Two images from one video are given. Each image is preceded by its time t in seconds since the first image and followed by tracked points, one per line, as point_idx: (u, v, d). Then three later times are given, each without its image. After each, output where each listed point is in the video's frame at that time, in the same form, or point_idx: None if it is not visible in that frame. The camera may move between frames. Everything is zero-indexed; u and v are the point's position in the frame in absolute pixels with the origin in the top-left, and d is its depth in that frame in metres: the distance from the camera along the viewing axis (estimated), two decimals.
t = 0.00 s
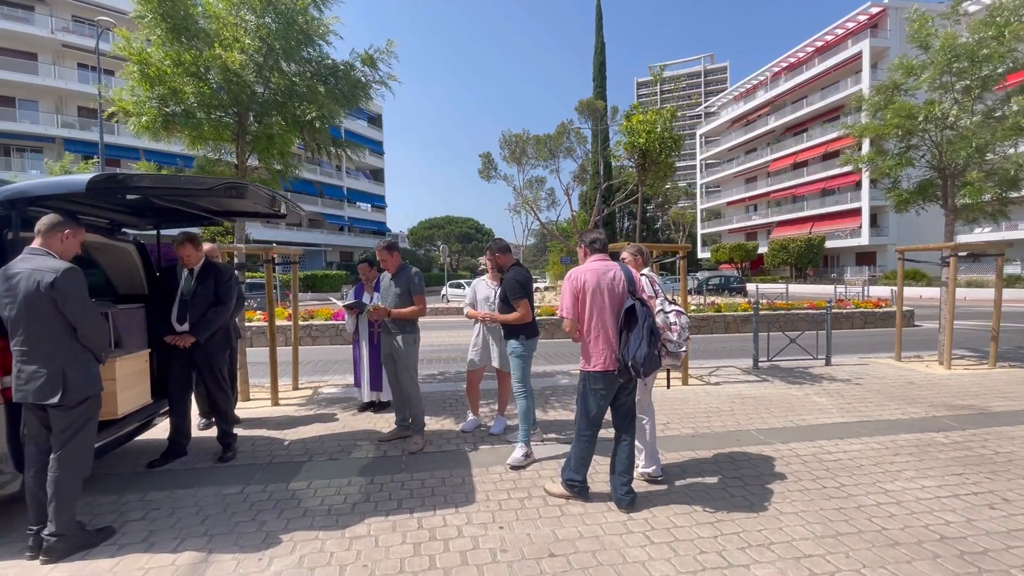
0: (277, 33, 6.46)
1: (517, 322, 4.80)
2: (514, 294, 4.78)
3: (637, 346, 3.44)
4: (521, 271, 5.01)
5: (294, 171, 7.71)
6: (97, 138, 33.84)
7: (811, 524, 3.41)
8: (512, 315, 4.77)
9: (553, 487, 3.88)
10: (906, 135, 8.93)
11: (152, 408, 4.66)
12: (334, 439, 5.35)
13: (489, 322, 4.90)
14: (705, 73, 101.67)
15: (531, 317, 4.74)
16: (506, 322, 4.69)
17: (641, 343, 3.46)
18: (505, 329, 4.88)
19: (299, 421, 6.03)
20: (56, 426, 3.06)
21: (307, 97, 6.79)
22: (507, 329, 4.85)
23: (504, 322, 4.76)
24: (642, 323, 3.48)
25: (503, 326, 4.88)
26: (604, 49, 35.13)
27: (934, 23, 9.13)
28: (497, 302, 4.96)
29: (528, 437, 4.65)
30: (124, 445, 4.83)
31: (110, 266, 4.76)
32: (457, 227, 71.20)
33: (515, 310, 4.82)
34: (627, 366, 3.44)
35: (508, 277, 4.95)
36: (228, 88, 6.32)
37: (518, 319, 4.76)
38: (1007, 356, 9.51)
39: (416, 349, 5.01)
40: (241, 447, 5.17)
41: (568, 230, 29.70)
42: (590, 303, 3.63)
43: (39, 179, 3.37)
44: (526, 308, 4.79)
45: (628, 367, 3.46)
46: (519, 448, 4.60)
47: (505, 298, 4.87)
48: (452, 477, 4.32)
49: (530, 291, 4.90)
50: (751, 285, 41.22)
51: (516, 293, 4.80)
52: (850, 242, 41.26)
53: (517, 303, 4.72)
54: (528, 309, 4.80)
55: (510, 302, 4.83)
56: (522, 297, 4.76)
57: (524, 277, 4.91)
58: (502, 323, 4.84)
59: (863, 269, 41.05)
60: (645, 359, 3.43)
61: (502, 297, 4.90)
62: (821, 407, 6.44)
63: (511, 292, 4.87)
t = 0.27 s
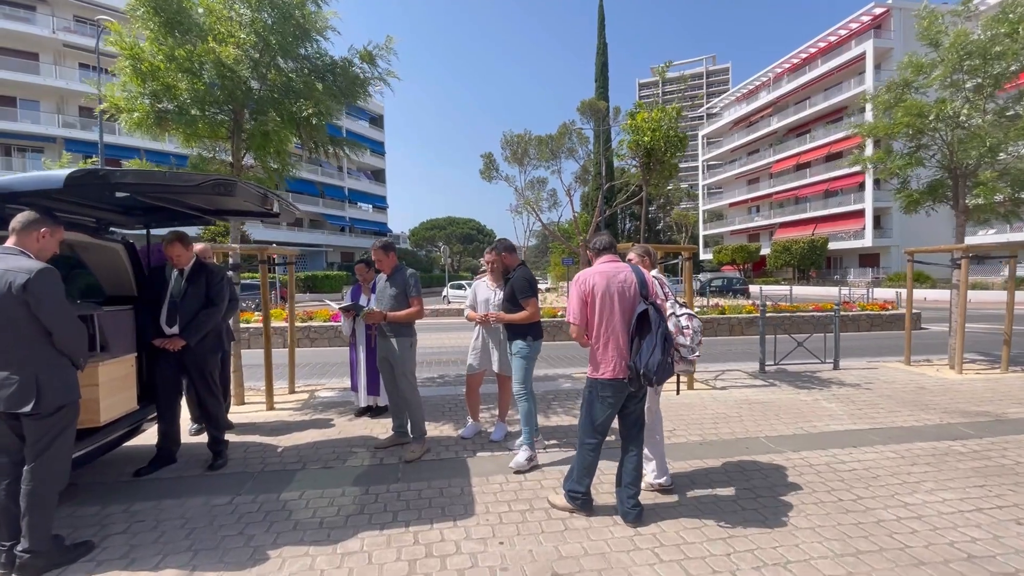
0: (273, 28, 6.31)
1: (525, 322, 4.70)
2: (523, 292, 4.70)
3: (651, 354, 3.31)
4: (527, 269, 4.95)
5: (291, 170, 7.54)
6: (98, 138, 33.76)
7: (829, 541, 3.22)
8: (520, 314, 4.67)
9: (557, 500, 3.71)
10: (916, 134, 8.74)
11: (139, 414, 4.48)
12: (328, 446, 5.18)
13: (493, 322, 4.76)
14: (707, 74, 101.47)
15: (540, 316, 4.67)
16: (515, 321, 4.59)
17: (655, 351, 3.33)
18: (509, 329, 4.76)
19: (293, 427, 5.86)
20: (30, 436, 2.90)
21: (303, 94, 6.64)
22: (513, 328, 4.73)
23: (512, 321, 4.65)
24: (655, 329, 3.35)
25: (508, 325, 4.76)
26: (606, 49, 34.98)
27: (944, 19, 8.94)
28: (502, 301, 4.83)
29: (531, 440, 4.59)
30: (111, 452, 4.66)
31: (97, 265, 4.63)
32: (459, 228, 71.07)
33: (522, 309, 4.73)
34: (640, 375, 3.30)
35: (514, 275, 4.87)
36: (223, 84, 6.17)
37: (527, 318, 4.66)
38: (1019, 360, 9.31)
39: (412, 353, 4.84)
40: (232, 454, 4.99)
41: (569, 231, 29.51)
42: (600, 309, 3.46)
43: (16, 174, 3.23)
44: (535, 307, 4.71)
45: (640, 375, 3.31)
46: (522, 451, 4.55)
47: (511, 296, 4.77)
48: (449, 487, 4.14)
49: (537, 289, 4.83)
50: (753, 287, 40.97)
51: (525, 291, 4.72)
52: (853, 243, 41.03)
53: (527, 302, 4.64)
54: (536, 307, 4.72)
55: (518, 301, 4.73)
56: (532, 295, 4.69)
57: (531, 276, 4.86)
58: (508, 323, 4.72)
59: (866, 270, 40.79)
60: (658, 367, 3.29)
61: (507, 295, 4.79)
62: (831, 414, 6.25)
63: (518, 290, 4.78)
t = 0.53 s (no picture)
0: (271, 23, 6.22)
1: (532, 322, 4.54)
2: (531, 291, 4.56)
3: (658, 356, 3.14)
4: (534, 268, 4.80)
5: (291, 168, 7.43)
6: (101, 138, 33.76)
7: (850, 556, 3.06)
8: (528, 313, 4.51)
9: (573, 510, 3.55)
10: (927, 132, 8.58)
11: (131, 417, 4.33)
12: (326, 450, 5.04)
13: (499, 321, 4.59)
14: (711, 76, 101.30)
15: (548, 316, 4.52)
16: (523, 320, 4.43)
17: (663, 354, 3.15)
18: (515, 329, 4.59)
19: (291, 430, 5.72)
20: (10, 441, 2.77)
21: (303, 90, 6.52)
22: (519, 328, 4.56)
23: (519, 321, 4.48)
24: (663, 331, 3.17)
25: (514, 325, 4.60)
26: (610, 50, 34.89)
27: (956, 16, 8.77)
28: (508, 300, 4.66)
29: (538, 442, 4.53)
30: (103, 456, 4.53)
31: (89, 264, 4.51)
32: (461, 228, 71.00)
33: (530, 308, 4.57)
34: (646, 379, 3.13)
35: (520, 274, 4.72)
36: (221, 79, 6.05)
37: (535, 317, 4.51)
38: None
39: (416, 355, 4.70)
40: (228, 458, 4.86)
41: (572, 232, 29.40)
42: (604, 310, 3.31)
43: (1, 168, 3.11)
44: (543, 306, 4.56)
45: (648, 379, 3.15)
46: (530, 454, 4.51)
47: (518, 294, 4.62)
48: (451, 496, 4.00)
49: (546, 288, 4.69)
50: (757, 289, 40.74)
51: (533, 290, 4.57)
52: (858, 245, 40.79)
53: (535, 301, 4.49)
54: (544, 307, 4.57)
55: (525, 300, 4.58)
56: (539, 294, 4.55)
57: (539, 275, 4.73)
58: (515, 323, 4.55)
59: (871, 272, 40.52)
60: (666, 371, 3.12)
61: (514, 294, 4.64)
62: (843, 418, 6.08)
63: (525, 289, 4.62)
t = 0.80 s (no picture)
0: (273, 19, 6.15)
1: (540, 325, 4.37)
2: (540, 293, 4.41)
3: (660, 364, 2.94)
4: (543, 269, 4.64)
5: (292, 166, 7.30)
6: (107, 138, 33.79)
7: None
8: (537, 316, 4.35)
9: (583, 523, 3.38)
10: (944, 131, 8.36)
11: (124, 421, 4.18)
12: (326, 456, 4.88)
13: (507, 323, 4.42)
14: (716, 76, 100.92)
15: (557, 319, 4.36)
16: (532, 323, 4.27)
17: (666, 361, 2.94)
18: (523, 332, 4.42)
19: (290, 435, 5.57)
20: None
21: (305, 86, 6.40)
22: (527, 331, 4.39)
23: (528, 323, 4.32)
24: (667, 337, 2.96)
25: (522, 328, 4.42)
26: (615, 50, 34.72)
27: (974, 11, 8.55)
28: (516, 302, 4.50)
29: (546, 449, 4.39)
30: (96, 461, 4.40)
31: (82, 262, 4.40)
32: (465, 229, 70.92)
33: (539, 311, 4.41)
34: (647, 387, 2.94)
35: (529, 275, 4.56)
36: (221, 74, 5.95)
37: (545, 320, 4.34)
38: None
39: (420, 359, 4.54)
40: (225, 463, 4.71)
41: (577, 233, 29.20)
42: (607, 311, 3.13)
43: None
44: (553, 309, 4.39)
45: (649, 387, 2.95)
46: (537, 461, 4.37)
47: (527, 296, 4.46)
48: (454, 506, 3.84)
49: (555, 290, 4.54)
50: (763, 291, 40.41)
51: (542, 291, 4.42)
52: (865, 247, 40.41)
53: (545, 303, 4.34)
54: (554, 310, 4.41)
55: (534, 301, 4.42)
56: (549, 296, 4.40)
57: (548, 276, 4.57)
58: (523, 326, 4.38)
59: (879, 274, 40.12)
60: (669, 380, 2.91)
61: (522, 295, 4.48)
62: (860, 425, 5.88)
63: (535, 291, 4.46)
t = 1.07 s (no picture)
0: (275, 14, 6.03)
1: (550, 329, 4.22)
2: (550, 296, 4.25)
3: (664, 373, 2.77)
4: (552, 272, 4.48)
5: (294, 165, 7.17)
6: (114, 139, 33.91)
7: None
8: (546, 319, 4.20)
9: (593, 538, 3.21)
10: (963, 129, 8.12)
11: (117, 426, 4.05)
12: (326, 462, 4.74)
13: (515, 327, 4.25)
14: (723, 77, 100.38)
15: (567, 323, 4.21)
16: (542, 327, 4.11)
17: (671, 370, 2.78)
18: (531, 336, 4.26)
19: (290, 440, 5.43)
20: None
21: (307, 82, 6.28)
22: (536, 335, 4.22)
23: (537, 327, 4.16)
24: (673, 345, 2.78)
25: (530, 332, 4.26)
26: (622, 50, 34.51)
27: (995, 5, 8.31)
28: (525, 306, 4.35)
29: (553, 457, 4.22)
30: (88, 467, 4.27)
31: (76, 262, 4.28)
32: (470, 230, 70.83)
33: (548, 314, 4.26)
34: (651, 398, 2.78)
35: (538, 278, 4.40)
36: (222, 71, 5.83)
37: (555, 324, 4.19)
38: None
39: (424, 364, 4.38)
40: (221, 470, 4.57)
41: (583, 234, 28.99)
42: (609, 316, 2.96)
43: None
44: (562, 313, 4.24)
45: (652, 398, 2.79)
46: (544, 470, 4.20)
47: (536, 299, 4.31)
48: (457, 517, 3.68)
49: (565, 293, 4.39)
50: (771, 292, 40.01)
51: (552, 295, 4.27)
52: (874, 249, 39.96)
53: (555, 306, 4.19)
54: (564, 314, 4.26)
55: (543, 305, 4.27)
56: (559, 300, 4.25)
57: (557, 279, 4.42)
58: (532, 330, 4.23)
59: (888, 276, 39.63)
60: (673, 390, 2.75)
61: (531, 298, 4.32)
62: (878, 432, 5.67)
63: (544, 294, 4.31)
